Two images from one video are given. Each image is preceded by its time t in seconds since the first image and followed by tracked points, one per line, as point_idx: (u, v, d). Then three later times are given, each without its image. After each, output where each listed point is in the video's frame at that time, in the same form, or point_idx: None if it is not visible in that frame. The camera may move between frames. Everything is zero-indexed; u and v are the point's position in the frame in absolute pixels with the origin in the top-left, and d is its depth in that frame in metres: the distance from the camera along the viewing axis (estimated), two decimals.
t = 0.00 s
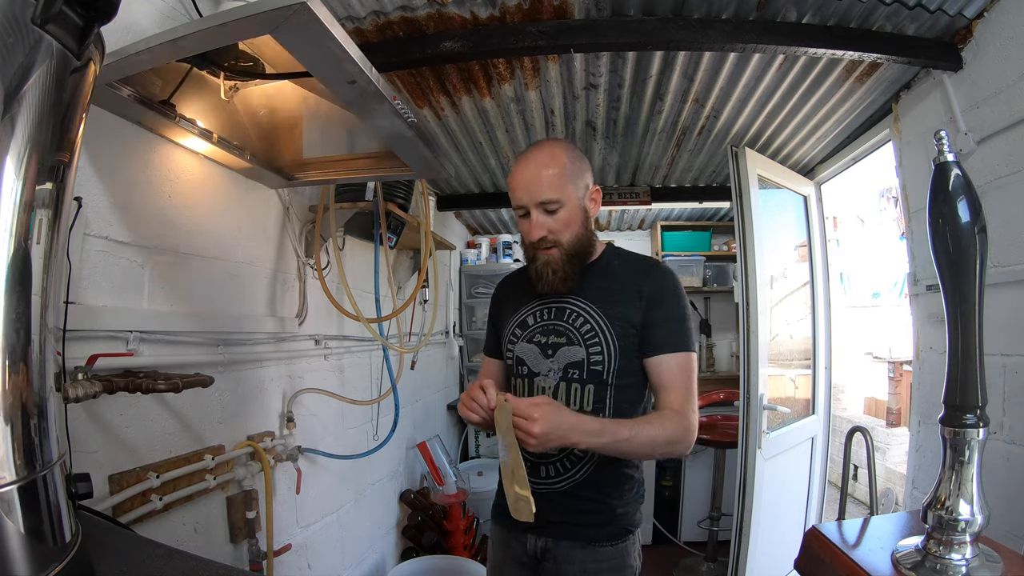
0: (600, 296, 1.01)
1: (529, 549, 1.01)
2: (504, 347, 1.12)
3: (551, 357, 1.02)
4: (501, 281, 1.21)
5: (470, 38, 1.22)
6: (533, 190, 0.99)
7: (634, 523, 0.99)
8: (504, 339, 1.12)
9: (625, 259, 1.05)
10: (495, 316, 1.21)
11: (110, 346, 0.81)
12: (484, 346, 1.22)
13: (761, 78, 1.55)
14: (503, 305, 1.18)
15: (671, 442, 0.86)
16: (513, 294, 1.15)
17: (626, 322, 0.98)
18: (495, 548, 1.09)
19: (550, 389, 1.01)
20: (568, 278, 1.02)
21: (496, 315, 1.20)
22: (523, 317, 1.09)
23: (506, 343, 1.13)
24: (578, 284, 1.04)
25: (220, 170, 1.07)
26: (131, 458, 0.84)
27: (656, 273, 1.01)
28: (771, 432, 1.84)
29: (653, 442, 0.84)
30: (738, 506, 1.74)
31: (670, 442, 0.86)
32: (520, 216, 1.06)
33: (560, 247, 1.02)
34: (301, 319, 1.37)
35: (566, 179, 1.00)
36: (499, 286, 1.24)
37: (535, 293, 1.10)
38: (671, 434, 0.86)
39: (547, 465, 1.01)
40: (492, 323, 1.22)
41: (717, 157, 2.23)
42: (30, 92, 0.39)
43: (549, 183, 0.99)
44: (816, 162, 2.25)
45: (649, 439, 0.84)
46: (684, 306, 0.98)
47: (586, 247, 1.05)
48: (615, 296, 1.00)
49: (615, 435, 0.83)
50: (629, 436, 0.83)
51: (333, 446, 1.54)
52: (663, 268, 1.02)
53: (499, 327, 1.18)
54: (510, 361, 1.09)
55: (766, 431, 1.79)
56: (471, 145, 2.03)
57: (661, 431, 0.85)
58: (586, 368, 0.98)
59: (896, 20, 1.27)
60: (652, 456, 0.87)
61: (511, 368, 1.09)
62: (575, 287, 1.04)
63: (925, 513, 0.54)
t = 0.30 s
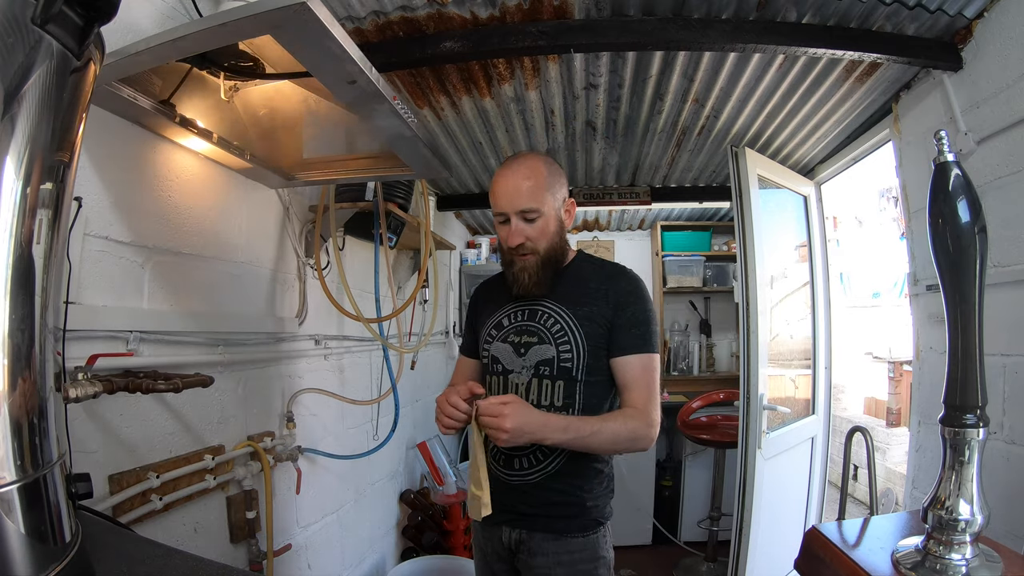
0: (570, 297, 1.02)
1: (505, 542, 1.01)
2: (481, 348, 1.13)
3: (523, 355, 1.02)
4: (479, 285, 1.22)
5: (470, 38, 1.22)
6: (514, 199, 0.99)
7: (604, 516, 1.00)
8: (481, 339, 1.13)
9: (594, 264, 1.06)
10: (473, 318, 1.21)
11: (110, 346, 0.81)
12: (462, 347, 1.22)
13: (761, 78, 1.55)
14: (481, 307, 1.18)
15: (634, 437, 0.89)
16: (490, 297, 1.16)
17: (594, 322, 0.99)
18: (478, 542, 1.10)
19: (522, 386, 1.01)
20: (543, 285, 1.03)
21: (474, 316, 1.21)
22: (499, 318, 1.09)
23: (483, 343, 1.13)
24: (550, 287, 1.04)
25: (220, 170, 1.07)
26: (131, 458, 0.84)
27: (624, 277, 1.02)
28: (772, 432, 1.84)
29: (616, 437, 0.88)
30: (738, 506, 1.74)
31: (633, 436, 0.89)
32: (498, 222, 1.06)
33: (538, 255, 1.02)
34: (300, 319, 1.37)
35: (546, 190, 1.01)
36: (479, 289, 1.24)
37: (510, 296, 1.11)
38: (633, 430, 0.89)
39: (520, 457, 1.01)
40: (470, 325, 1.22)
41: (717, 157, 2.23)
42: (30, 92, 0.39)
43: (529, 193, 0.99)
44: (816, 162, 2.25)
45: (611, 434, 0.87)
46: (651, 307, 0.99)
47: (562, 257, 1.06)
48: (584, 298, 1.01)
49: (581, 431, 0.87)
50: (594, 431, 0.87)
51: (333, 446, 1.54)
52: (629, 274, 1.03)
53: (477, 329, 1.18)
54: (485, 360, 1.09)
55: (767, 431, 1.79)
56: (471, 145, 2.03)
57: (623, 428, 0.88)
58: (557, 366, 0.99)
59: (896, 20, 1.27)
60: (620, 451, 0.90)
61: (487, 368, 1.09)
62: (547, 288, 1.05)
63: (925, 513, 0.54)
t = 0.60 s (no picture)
0: (567, 296, 1.02)
1: (502, 538, 1.02)
2: (476, 346, 1.12)
3: (520, 353, 1.02)
4: (474, 284, 1.21)
5: (469, 38, 1.22)
6: (518, 202, 0.99)
7: (600, 509, 0.99)
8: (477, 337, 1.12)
9: (590, 265, 1.07)
10: (469, 317, 1.20)
11: (111, 346, 0.81)
12: (456, 346, 1.21)
13: (761, 78, 1.55)
14: (476, 306, 1.17)
15: (633, 432, 0.90)
16: (486, 297, 1.15)
17: (591, 320, 0.99)
18: (476, 540, 1.09)
19: (519, 384, 1.01)
20: (542, 285, 1.03)
21: (469, 316, 1.20)
22: (495, 317, 1.09)
23: (478, 342, 1.12)
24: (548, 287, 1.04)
25: (219, 170, 1.07)
26: (131, 458, 0.84)
27: (619, 278, 1.04)
28: (771, 432, 1.84)
29: (618, 431, 0.89)
30: (738, 506, 1.74)
31: (633, 432, 0.90)
32: (500, 224, 1.06)
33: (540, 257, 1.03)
34: (300, 319, 1.37)
35: (550, 194, 1.01)
36: (473, 289, 1.23)
37: (507, 295, 1.10)
38: (633, 426, 0.90)
39: (516, 453, 1.01)
40: (465, 324, 1.21)
41: (717, 157, 2.23)
42: (30, 92, 0.39)
43: (534, 197, 0.99)
44: (816, 162, 2.25)
45: (614, 428, 0.89)
46: (645, 307, 1.00)
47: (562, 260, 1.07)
48: (581, 297, 1.01)
49: (583, 428, 0.88)
50: (595, 427, 0.88)
51: (333, 445, 1.54)
52: (623, 276, 1.04)
53: (472, 328, 1.17)
54: (481, 358, 1.09)
55: (766, 431, 1.79)
56: (471, 145, 2.04)
57: (624, 423, 0.90)
58: (554, 364, 0.99)
59: (896, 20, 1.27)
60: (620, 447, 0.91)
61: (483, 366, 1.08)
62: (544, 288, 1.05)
63: (925, 512, 0.54)
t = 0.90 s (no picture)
0: (577, 295, 1.02)
1: (518, 538, 1.03)
2: (484, 347, 1.11)
3: (532, 353, 1.02)
4: (478, 284, 1.21)
5: (469, 38, 1.22)
6: (524, 203, 0.98)
7: (614, 507, 1.00)
8: (485, 338, 1.11)
9: (597, 261, 1.07)
10: (473, 317, 1.19)
11: (110, 346, 0.81)
12: (461, 347, 1.21)
13: (761, 78, 1.55)
14: (481, 305, 1.17)
15: (651, 427, 0.92)
16: (492, 296, 1.14)
17: (604, 318, 1.00)
18: (486, 541, 1.09)
19: (533, 384, 1.01)
20: (550, 283, 1.03)
21: (473, 315, 1.19)
22: (504, 317, 1.08)
23: (486, 343, 1.12)
24: (558, 285, 1.04)
25: (219, 170, 1.07)
26: (131, 458, 0.84)
27: (628, 274, 1.04)
28: (771, 432, 1.84)
29: (638, 426, 0.91)
30: (738, 507, 1.74)
31: (651, 426, 0.92)
32: (506, 225, 1.05)
33: (547, 257, 1.02)
34: (300, 319, 1.37)
35: (555, 192, 1.00)
36: (476, 288, 1.23)
37: (515, 294, 1.10)
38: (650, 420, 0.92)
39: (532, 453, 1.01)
40: (469, 324, 1.21)
41: (717, 157, 2.23)
42: (30, 92, 0.39)
43: (540, 196, 0.98)
44: (816, 162, 2.25)
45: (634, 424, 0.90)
46: (655, 302, 1.02)
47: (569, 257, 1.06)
48: (591, 295, 1.02)
49: (606, 428, 0.89)
50: (618, 425, 0.88)
51: (333, 445, 1.54)
52: (632, 271, 1.05)
53: (477, 328, 1.17)
54: (491, 359, 1.08)
55: (766, 431, 1.79)
56: (471, 145, 2.04)
57: (642, 418, 0.91)
58: (567, 363, 1.00)
59: (896, 20, 1.27)
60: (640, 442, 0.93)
61: (493, 367, 1.08)
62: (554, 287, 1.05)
63: (925, 513, 0.54)
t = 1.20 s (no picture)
0: (594, 297, 1.02)
1: (530, 540, 1.02)
2: (498, 348, 1.11)
3: (548, 355, 1.02)
4: (490, 283, 1.20)
5: (470, 38, 1.22)
6: (525, 207, 0.98)
7: (629, 509, 1.00)
8: (499, 338, 1.11)
9: (613, 261, 1.07)
10: (487, 316, 1.19)
11: (110, 346, 0.81)
12: (477, 347, 1.21)
13: (761, 78, 1.55)
14: (495, 305, 1.16)
15: (676, 429, 0.95)
16: (506, 297, 1.14)
17: (621, 321, 1.00)
18: (497, 543, 1.09)
19: (549, 386, 1.01)
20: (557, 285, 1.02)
21: (488, 314, 1.19)
22: (518, 318, 1.08)
23: (501, 343, 1.11)
24: (574, 286, 1.04)
25: (219, 170, 1.07)
26: (131, 458, 0.84)
27: (645, 275, 1.04)
28: (771, 432, 1.84)
29: (665, 432, 0.93)
30: (738, 507, 1.74)
31: (676, 427, 0.94)
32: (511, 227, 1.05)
33: (551, 259, 1.02)
34: (300, 319, 1.37)
35: (556, 194, 0.99)
36: (490, 286, 1.22)
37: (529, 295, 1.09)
38: (677, 424, 0.94)
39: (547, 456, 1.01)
40: (483, 322, 1.21)
41: (717, 157, 2.23)
42: (30, 92, 0.39)
43: (541, 199, 0.97)
44: (815, 162, 2.25)
45: (662, 429, 0.93)
46: (672, 302, 1.02)
47: (576, 257, 1.05)
48: (609, 296, 1.02)
49: (635, 440, 0.91)
50: (647, 437, 0.91)
51: (333, 446, 1.54)
52: (648, 271, 1.05)
53: (491, 328, 1.16)
54: (506, 361, 1.08)
55: (766, 431, 1.79)
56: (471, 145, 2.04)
57: (668, 423, 0.94)
58: (584, 366, 0.99)
59: (896, 20, 1.27)
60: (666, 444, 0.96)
61: (507, 368, 1.08)
62: (570, 288, 1.04)
63: (925, 512, 0.54)
